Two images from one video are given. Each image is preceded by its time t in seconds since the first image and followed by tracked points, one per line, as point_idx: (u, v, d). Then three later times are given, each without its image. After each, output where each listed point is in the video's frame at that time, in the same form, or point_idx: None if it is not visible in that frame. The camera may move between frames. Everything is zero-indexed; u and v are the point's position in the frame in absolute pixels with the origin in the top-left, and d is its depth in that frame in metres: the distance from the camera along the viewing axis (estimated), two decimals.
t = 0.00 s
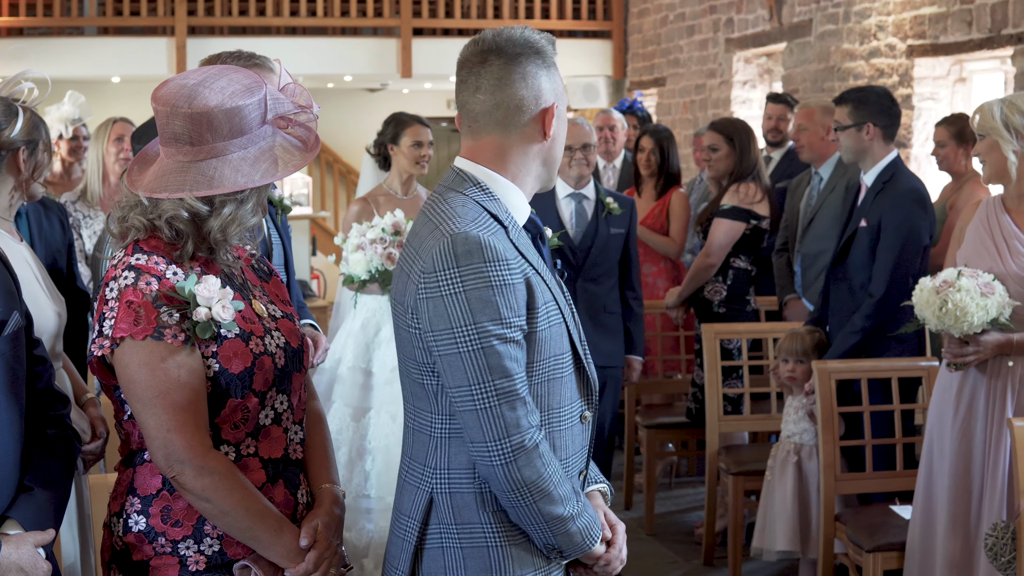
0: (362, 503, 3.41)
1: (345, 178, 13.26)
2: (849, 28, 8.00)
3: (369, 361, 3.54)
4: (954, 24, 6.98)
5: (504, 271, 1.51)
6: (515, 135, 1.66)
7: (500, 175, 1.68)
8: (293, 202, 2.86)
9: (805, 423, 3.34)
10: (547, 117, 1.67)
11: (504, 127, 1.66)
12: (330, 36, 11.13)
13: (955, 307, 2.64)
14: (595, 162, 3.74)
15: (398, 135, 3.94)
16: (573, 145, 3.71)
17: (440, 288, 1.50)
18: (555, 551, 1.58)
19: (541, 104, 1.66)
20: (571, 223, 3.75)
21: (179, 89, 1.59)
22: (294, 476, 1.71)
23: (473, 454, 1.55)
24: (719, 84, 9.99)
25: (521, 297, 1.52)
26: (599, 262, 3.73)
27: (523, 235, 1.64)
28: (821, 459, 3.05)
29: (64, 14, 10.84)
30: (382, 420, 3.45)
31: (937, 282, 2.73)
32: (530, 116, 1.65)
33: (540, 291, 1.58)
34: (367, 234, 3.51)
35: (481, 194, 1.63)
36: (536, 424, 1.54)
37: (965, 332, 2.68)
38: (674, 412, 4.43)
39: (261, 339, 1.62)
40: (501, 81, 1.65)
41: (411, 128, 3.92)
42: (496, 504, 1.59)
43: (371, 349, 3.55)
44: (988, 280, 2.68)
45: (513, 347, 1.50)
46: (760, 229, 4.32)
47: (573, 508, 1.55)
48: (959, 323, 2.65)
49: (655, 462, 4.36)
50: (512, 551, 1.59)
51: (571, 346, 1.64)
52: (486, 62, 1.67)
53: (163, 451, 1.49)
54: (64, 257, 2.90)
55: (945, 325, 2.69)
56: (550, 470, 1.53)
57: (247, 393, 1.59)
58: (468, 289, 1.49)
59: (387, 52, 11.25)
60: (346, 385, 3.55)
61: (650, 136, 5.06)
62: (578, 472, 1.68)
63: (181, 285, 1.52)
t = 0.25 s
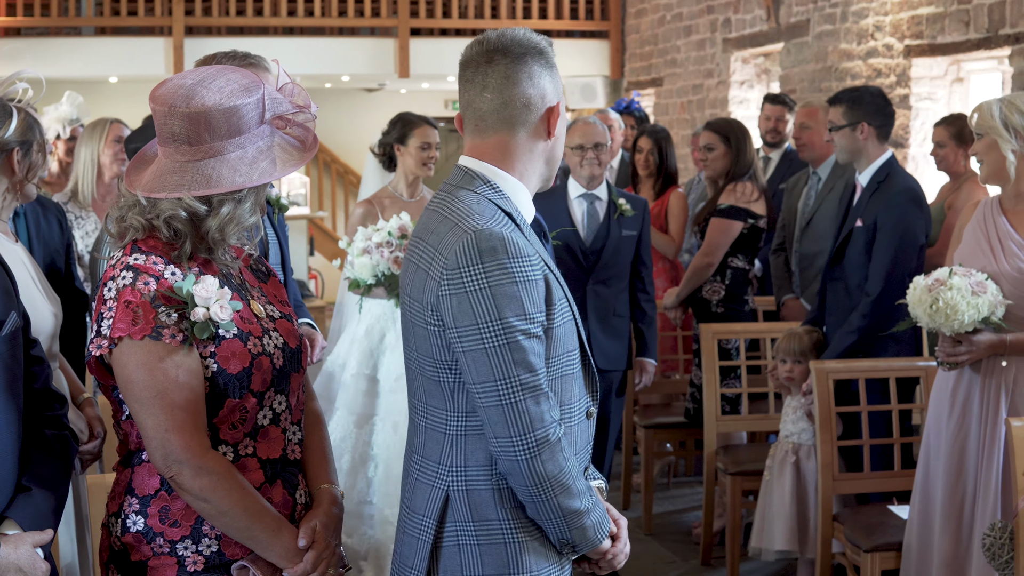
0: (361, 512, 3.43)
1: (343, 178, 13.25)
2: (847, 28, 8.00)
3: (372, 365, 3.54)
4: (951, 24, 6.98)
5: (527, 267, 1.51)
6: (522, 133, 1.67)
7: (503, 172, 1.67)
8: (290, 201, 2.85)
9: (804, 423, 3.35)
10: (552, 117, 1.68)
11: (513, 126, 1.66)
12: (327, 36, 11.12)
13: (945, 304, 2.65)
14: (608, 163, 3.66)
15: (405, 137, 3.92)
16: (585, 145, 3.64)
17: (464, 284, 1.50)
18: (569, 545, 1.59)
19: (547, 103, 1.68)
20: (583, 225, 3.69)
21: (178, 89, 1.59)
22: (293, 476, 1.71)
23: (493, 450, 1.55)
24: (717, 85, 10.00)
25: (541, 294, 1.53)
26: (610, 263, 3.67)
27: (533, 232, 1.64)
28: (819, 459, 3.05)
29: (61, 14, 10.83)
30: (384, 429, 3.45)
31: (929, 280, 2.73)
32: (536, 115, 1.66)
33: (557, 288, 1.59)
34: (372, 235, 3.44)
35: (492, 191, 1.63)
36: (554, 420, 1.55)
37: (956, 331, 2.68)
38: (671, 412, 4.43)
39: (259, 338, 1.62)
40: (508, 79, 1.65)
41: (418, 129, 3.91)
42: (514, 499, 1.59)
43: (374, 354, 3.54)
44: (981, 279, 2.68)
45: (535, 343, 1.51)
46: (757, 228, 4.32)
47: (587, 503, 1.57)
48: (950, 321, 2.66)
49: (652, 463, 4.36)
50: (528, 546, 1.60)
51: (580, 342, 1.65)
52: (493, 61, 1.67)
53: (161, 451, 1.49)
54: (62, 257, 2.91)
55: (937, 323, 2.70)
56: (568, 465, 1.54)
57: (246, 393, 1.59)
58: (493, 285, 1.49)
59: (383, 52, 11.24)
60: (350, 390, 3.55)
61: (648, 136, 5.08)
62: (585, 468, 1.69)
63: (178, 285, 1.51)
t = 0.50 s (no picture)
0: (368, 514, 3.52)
1: (339, 178, 13.23)
2: (843, 28, 8.01)
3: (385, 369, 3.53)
4: (948, 25, 6.99)
5: (532, 264, 1.51)
6: (523, 133, 1.67)
7: (503, 171, 1.67)
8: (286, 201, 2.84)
9: (801, 423, 3.35)
10: (552, 117, 1.68)
11: (514, 125, 1.66)
12: (324, 36, 11.11)
13: (943, 309, 2.66)
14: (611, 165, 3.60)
15: (417, 138, 3.53)
16: (590, 146, 3.56)
17: (469, 281, 1.50)
18: (570, 542, 1.59)
19: (548, 103, 1.68)
20: (586, 228, 3.66)
21: (175, 89, 1.59)
22: (289, 476, 1.70)
23: (497, 447, 1.55)
24: (714, 85, 10.01)
25: (545, 291, 1.53)
26: (614, 269, 3.65)
27: (535, 230, 1.64)
28: (815, 459, 3.06)
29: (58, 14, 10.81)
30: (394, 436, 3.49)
31: (927, 283, 2.74)
32: (538, 115, 1.66)
33: (560, 285, 1.59)
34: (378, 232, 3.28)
35: (494, 189, 1.62)
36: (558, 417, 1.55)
37: (953, 333, 2.69)
38: (668, 412, 4.43)
39: (255, 339, 1.61)
40: (509, 79, 1.65)
41: (432, 130, 3.53)
42: (517, 496, 1.59)
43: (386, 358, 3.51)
44: (978, 281, 2.69)
45: (539, 340, 1.51)
46: (753, 228, 4.33)
47: (588, 499, 1.57)
48: (948, 324, 2.66)
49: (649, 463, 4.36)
50: (531, 543, 1.60)
51: (582, 339, 1.65)
52: (495, 61, 1.67)
53: (157, 452, 1.49)
54: (60, 258, 2.91)
55: (934, 326, 2.70)
56: (570, 461, 1.54)
57: (242, 394, 1.59)
58: (499, 281, 1.49)
59: (380, 52, 11.23)
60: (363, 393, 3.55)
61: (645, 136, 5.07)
62: (586, 464, 1.69)
63: (174, 285, 1.51)
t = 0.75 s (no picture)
0: (370, 521, 3.32)
1: (333, 178, 13.21)
2: (838, 28, 8.02)
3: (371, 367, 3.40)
4: (942, 25, 6.99)
5: (523, 263, 1.51)
6: (516, 133, 1.66)
7: (495, 171, 1.66)
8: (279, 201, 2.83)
9: (796, 422, 3.35)
10: (544, 117, 1.68)
11: (506, 125, 1.65)
12: (318, 36, 11.09)
13: (941, 308, 2.65)
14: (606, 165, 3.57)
15: (419, 134, 3.39)
16: (579, 148, 3.56)
17: (459, 281, 1.49)
18: (562, 539, 1.58)
19: (541, 104, 1.67)
20: (581, 231, 3.59)
21: (168, 89, 1.58)
22: (282, 477, 1.69)
23: (488, 445, 1.54)
24: (708, 85, 10.01)
25: (535, 291, 1.52)
26: (610, 271, 3.58)
27: (526, 229, 1.64)
28: (809, 459, 3.05)
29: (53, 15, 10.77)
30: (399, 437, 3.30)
31: (924, 282, 2.74)
32: (529, 114, 1.66)
33: (550, 284, 1.59)
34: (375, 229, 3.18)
35: (485, 189, 1.62)
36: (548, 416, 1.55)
37: (951, 334, 2.68)
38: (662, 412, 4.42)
39: (248, 339, 1.60)
40: (503, 80, 1.64)
41: (434, 128, 3.39)
42: (508, 494, 1.59)
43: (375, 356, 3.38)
44: (975, 281, 2.69)
45: (530, 339, 1.50)
46: (747, 228, 4.33)
47: (580, 497, 1.56)
48: (946, 324, 2.66)
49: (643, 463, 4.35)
50: (523, 540, 1.59)
51: (573, 337, 1.65)
52: (487, 61, 1.66)
53: (149, 453, 1.48)
54: (54, 258, 2.90)
55: (932, 326, 2.69)
56: (561, 460, 1.53)
57: (234, 395, 1.58)
58: (489, 282, 1.48)
59: (375, 52, 11.22)
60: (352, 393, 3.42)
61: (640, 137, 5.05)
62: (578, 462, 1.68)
63: (167, 286, 1.50)
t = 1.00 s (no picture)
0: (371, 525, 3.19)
1: (327, 178, 13.19)
2: (831, 29, 8.03)
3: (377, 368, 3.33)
4: (936, 25, 7.01)
5: (513, 263, 1.50)
6: (507, 133, 1.65)
7: (487, 171, 1.66)
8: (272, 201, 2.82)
9: (792, 422, 3.34)
10: (536, 117, 1.67)
11: (497, 125, 1.65)
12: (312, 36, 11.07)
13: (935, 308, 2.66)
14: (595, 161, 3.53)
15: (421, 134, 3.34)
16: (569, 143, 3.50)
17: (450, 279, 1.49)
18: (550, 539, 1.58)
19: (533, 104, 1.66)
20: (571, 228, 3.53)
21: (160, 89, 1.57)
22: (275, 477, 1.68)
23: (478, 443, 1.54)
24: (702, 85, 10.03)
25: (526, 290, 1.52)
26: (599, 269, 3.51)
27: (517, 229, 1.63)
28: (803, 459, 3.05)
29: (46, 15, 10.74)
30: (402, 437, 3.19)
31: (918, 283, 2.74)
32: (521, 114, 1.65)
33: (541, 284, 1.58)
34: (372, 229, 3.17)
35: (476, 188, 1.61)
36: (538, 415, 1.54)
37: (945, 334, 2.69)
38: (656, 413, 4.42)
39: (240, 340, 1.59)
40: (494, 80, 1.64)
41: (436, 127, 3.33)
42: (497, 492, 1.58)
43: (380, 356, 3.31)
44: (969, 282, 2.69)
45: (520, 339, 1.50)
46: (740, 228, 4.33)
47: (569, 496, 1.56)
48: (940, 324, 2.66)
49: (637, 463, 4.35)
50: (511, 539, 1.59)
51: (563, 337, 1.64)
52: (478, 61, 1.65)
53: (141, 454, 1.48)
54: (48, 258, 2.89)
55: (926, 326, 2.70)
56: (550, 459, 1.53)
57: (226, 395, 1.57)
58: (480, 280, 1.48)
59: (369, 53, 11.21)
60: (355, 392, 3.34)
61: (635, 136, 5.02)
62: (567, 462, 1.68)
63: (159, 286, 1.49)
